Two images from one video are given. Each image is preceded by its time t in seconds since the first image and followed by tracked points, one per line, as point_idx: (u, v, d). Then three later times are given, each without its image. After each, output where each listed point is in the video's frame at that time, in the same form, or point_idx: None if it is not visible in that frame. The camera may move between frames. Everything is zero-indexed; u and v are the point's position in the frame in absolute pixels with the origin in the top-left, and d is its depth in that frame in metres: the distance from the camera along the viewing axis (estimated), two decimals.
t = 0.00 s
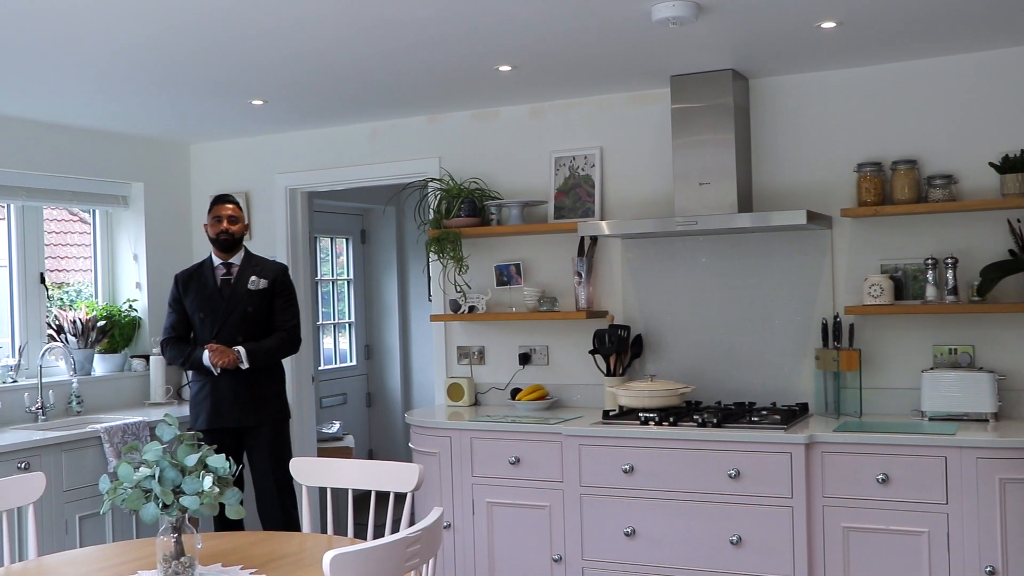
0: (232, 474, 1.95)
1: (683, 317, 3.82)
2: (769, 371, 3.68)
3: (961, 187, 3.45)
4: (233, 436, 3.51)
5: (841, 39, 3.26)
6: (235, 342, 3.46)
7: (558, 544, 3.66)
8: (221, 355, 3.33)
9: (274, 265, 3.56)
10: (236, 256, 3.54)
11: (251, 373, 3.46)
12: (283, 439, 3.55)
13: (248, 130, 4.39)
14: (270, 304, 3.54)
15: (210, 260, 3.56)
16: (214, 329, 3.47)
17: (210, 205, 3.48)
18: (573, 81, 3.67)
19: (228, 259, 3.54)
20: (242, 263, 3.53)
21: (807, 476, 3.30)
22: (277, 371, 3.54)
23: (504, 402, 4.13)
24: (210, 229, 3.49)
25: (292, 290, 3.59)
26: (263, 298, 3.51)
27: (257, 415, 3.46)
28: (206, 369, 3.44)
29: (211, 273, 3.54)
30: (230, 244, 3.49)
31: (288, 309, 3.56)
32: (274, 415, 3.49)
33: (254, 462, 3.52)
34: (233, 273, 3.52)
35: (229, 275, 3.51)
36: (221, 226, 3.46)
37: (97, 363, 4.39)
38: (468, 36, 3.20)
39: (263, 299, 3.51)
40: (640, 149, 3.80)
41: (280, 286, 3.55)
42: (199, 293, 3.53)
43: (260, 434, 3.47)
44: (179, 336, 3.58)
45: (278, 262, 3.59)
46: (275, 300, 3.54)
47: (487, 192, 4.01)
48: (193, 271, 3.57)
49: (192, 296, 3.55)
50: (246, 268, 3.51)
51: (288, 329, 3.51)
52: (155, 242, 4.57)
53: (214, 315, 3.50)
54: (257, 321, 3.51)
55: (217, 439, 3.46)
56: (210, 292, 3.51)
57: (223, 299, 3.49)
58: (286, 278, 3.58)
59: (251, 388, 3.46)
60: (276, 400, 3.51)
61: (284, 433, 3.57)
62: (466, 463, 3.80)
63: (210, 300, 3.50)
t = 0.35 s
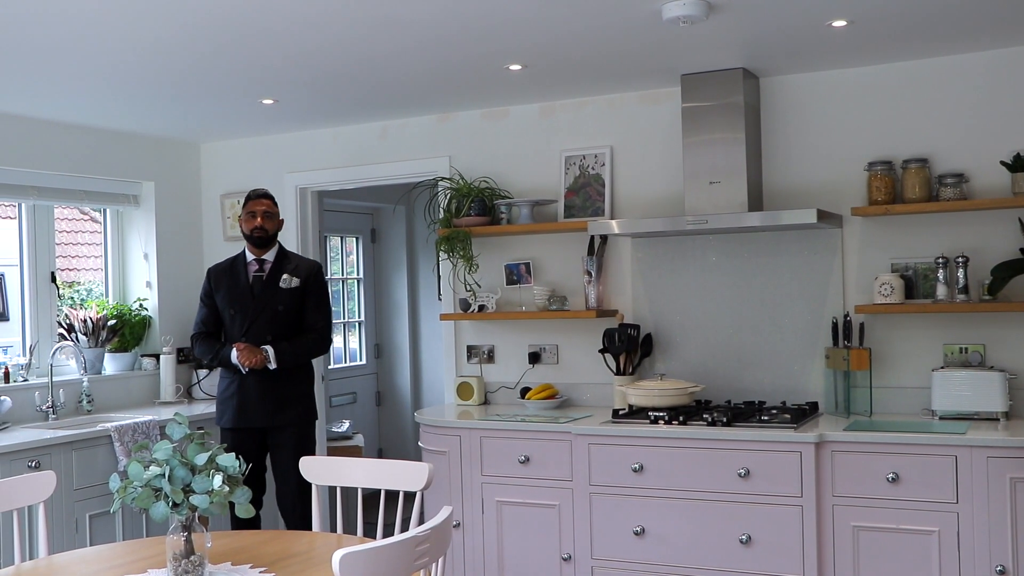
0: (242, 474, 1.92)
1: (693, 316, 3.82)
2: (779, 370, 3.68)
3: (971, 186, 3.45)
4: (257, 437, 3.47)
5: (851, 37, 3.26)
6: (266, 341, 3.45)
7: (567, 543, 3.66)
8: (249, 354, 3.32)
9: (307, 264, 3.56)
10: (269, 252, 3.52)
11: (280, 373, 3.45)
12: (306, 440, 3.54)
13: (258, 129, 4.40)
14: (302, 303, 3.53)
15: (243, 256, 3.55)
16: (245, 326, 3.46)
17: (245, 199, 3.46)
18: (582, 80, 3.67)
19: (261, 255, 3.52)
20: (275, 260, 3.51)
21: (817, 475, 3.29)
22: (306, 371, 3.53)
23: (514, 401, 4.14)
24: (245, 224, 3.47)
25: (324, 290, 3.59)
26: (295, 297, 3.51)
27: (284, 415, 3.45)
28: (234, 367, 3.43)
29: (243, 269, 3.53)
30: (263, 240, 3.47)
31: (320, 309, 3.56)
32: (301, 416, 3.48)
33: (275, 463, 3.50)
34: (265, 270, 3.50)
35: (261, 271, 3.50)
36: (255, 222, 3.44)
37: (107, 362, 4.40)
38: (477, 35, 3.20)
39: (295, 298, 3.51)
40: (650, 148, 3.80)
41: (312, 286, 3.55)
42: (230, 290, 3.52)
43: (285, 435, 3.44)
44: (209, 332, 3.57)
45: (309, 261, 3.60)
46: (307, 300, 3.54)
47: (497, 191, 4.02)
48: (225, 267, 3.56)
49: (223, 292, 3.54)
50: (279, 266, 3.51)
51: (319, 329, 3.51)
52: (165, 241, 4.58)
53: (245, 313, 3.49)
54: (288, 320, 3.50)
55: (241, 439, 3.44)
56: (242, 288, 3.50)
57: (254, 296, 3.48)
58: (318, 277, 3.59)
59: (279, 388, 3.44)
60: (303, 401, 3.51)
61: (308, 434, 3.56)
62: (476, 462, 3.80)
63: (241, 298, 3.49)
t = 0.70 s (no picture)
0: (242, 474, 1.92)
1: (692, 316, 3.83)
2: (779, 370, 3.68)
3: (969, 186, 3.45)
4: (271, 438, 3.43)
5: (849, 37, 3.26)
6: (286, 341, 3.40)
7: (566, 542, 3.66)
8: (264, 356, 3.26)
9: (329, 264, 3.52)
10: (292, 251, 3.46)
11: (301, 375, 3.39)
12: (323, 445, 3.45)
13: (258, 129, 4.40)
14: (324, 304, 3.49)
15: (265, 254, 3.50)
16: (267, 326, 3.42)
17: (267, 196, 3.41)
18: (582, 80, 3.68)
19: (283, 253, 3.46)
20: (298, 259, 3.45)
21: (816, 474, 3.29)
22: (327, 373, 3.47)
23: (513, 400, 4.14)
24: (266, 221, 3.42)
25: (347, 290, 3.55)
26: (317, 297, 3.46)
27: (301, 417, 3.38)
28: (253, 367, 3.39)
29: (265, 266, 3.48)
30: (286, 238, 3.42)
31: (342, 310, 3.52)
32: (319, 419, 3.41)
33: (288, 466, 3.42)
34: (287, 269, 3.45)
35: (283, 270, 3.45)
36: (276, 219, 3.39)
37: (106, 362, 4.41)
38: (476, 35, 3.20)
39: (317, 299, 3.46)
40: (649, 147, 3.80)
41: (334, 287, 3.51)
42: (251, 288, 3.47)
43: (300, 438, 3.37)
44: (229, 330, 3.53)
45: (332, 261, 3.55)
46: (329, 301, 3.50)
47: (497, 191, 4.02)
48: (247, 265, 3.52)
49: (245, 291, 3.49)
50: (301, 265, 3.46)
51: (342, 331, 3.47)
52: (164, 241, 4.58)
53: (266, 312, 3.44)
54: (309, 320, 3.45)
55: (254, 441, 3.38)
56: (263, 287, 3.45)
57: (275, 295, 3.43)
58: (341, 278, 3.54)
59: (297, 388, 3.38)
60: (321, 403, 3.44)
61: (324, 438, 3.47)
62: (475, 461, 3.80)
63: (262, 297, 3.45)
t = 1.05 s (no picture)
0: (241, 473, 1.92)
1: (691, 315, 3.83)
2: (778, 370, 3.68)
3: (968, 186, 3.45)
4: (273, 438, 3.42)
5: (848, 37, 3.26)
6: (294, 340, 3.39)
7: (565, 542, 3.66)
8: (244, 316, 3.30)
9: (335, 264, 3.53)
10: (296, 250, 3.47)
11: (307, 375, 3.39)
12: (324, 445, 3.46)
13: (257, 129, 4.40)
14: (331, 303, 3.50)
15: (267, 254, 3.48)
16: (272, 324, 3.39)
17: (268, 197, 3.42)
18: (581, 80, 3.68)
19: (288, 253, 3.47)
20: (304, 257, 3.46)
21: (815, 474, 3.29)
22: (331, 373, 3.48)
23: (512, 400, 4.14)
24: (269, 221, 3.42)
25: (353, 290, 3.57)
26: (325, 297, 3.47)
27: (305, 417, 3.37)
28: (260, 366, 3.37)
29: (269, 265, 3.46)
30: (290, 236, 3.43)
31: (349, 310, 3.54)
32: (323, 418, 3.42)
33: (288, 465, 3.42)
34: (292, 268, 3.45)
35: (289, 270, 3.44)
36: (280, 217, 3.40)
37: (106, 362, 4.42)
38: (475, 35, 3.20)
39: (325, 298, 3.47)
40: (648, 147, 3.81)
41: (341, 286, 3.53)
42: (255, 287, 3.44)
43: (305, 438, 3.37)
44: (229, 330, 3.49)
45: (337, 261, 3.56)
46: (336, 300, 3.51)
47: (496, 191, 4.02)
48: (251, 264, 3.49)
49: (249, 290, 3.46)
50: (308, 265, 3.46)
51: (350, 330, 3.50)
52: (163, 241, 4.58)
53: (271, 311, 3.41)
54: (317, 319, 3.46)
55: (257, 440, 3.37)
56: (268, 287, 3.42)
57: (281, 295, 3.42)
58: (347, 277, 3.56)
59: (302, 388, 3.37)
60: (325, 403, 3.44)
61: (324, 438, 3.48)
62: (473, 461, 3.80)
63: (268, 296, 3.41)
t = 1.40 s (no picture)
0: (241, 473, 1.92)
1: (691, 316, 3.83)
2: (777, 370, 3.69)
3: (967, 186, 3.45)
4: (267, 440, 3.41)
5: (848, 37, 3.26)
6: (287, 341, 3.39)
7: (564, 542, 3.66)
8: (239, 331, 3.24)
9: (325, 265, 3.53)
10: (285, 251, 3.47)
11: (300, 376, 3.39)
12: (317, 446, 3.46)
13: (257, 129, 4.40)
14: (322, 304, 3.50)
15: (257, 255, 3.48)
16: (264, 327, 3.39)
17: (257, 197, 3.42)
18: (580, 80, 3.68)
19: (277, 254, 3.46)
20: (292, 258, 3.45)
21: (814, 474, 3.29)
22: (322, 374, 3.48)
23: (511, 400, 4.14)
24: (258, 222, 3.41)
25: (343, 291, 3.58)
26: (317, 298, 3.47)
27: (299, 418, 3.37)
28: (253, 368, 3.36)
29: (258, 267, 3.46)
30: (279, 237, 3.42)
31: (340, 311, 3.55)
32: (317, 420, 3.42)
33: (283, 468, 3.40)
34: (282, 269, 3.45)
35: (279, 271, 3.44)
36: (269, 218, 3.39)
37: (105, 362, 4.42)
38: (474, 35, 3.20)
39: (317, 299, 3.47)
40: (648, 147, 3.81)
41: (332, 287, 3.53)
42: (246, 290, 3.44)
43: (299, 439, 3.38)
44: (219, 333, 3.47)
45: (326, 262, 3.57)
46: (327, 301, 3.52)
47: (495, 191, 4.02)
48: (239, 266, 3.48)
49: (238, 293, 3.45)
50: (298, 266, 3.46)
51: (342, 331, 3.51)
52: (162, 241, 4.58)
53: (262, 313, 3.40)
54: (309, 320, 3.46)
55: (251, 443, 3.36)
56: (260, 288, 3.42)
57: (273, 297, 3.42)
58: (336, 278, 3.57)
59: (296, 390, 3.37)
60: (318, 404, 3.44)
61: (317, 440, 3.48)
62: (472, 461, 3.80)
63: (260, 298, 3.41)
